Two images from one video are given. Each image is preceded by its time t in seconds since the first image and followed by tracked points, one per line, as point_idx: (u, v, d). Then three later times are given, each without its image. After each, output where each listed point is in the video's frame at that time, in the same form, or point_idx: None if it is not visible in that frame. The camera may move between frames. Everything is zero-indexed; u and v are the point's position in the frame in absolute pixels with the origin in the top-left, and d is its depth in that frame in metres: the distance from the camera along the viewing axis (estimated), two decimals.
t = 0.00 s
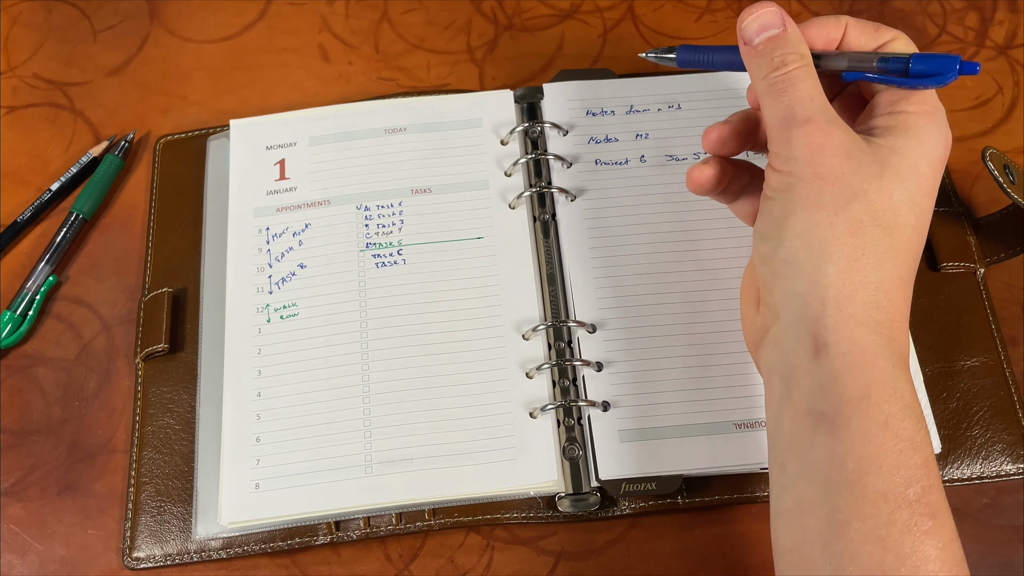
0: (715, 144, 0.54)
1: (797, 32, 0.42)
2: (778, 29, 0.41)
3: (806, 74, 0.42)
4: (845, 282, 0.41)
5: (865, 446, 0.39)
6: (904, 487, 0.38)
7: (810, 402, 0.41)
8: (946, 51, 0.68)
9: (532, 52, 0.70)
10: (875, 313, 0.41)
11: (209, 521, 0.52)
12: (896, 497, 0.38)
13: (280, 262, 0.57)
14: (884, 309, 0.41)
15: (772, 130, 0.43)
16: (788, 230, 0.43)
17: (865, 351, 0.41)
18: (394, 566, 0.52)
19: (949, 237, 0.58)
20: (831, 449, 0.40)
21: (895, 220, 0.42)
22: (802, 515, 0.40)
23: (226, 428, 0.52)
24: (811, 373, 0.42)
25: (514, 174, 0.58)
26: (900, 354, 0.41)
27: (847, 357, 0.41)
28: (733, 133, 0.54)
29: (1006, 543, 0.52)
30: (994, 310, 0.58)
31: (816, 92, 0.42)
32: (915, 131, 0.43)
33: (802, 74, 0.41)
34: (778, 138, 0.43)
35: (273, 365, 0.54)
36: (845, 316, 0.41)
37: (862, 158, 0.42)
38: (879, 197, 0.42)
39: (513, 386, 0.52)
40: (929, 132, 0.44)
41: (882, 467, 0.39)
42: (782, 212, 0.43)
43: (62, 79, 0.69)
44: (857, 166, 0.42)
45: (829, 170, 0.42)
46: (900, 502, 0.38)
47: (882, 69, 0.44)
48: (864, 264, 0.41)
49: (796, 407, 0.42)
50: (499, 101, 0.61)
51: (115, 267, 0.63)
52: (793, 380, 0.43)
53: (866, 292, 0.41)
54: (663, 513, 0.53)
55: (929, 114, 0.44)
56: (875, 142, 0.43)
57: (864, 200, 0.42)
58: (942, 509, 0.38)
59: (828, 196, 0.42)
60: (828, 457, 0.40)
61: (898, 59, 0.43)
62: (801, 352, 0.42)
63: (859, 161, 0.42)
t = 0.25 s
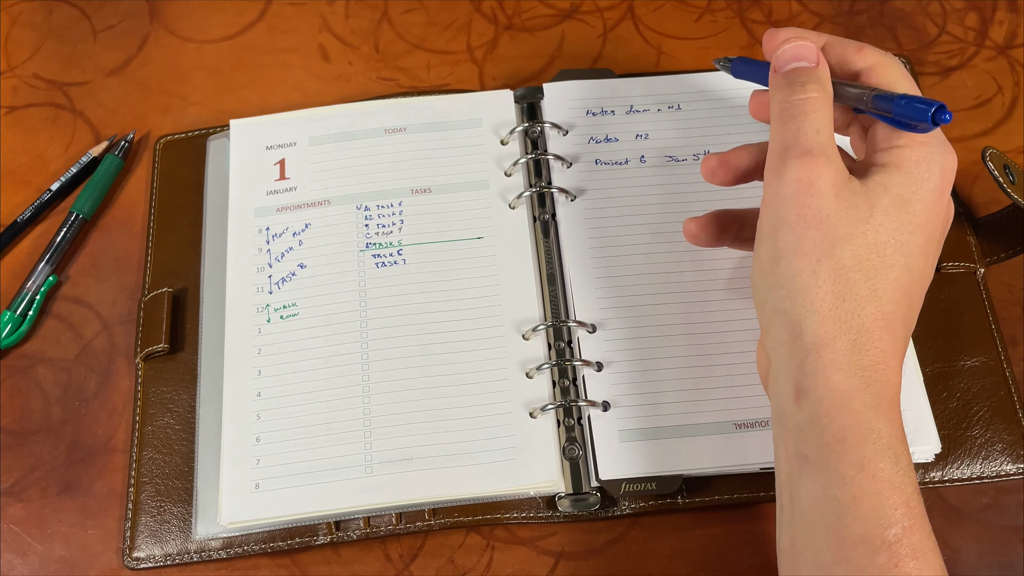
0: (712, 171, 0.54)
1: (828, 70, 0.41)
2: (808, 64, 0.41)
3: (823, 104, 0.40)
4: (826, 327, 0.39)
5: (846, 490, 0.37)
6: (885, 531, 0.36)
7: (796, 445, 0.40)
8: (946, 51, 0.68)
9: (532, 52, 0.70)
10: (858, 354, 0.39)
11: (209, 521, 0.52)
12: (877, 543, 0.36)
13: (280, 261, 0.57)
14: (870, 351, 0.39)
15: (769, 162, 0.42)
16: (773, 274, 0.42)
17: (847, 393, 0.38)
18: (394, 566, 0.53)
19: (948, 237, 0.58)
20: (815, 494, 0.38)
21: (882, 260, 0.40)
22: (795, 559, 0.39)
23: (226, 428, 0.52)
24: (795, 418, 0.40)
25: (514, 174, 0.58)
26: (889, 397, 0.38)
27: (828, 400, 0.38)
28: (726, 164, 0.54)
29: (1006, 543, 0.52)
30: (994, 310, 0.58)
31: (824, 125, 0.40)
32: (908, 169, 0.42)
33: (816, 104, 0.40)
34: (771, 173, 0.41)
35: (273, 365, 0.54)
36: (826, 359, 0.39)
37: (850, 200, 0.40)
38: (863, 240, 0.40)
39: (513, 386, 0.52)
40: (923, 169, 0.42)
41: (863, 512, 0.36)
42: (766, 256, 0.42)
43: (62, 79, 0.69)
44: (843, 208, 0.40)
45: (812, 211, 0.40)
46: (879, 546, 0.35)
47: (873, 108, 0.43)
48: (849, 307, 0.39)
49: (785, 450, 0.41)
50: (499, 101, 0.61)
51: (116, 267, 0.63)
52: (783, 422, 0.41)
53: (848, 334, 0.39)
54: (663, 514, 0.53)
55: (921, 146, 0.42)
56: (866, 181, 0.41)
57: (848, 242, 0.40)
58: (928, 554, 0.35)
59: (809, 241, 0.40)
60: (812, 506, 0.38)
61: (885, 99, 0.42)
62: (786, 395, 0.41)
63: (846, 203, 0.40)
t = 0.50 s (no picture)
0: (667, 187, 0.54)
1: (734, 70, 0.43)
2: (716, 67, 0.43)
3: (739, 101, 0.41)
4: (792, 311, 0.39)
5: (821, 471, 0.37)
6: (860, 509, 0.36)
7: (772, 429, 0.40)
8: (946, 51, 0.68)
9: (532, 52, 0.70)
10: (829, 335, 0.39)
11: (209, 521, 0.52)
12: (853, 521, 0.36)
13: (280, 262, 0.57)
14: (839, 331, 0.39)
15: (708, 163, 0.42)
16: (733, 269, 0.42)
17: (818, 375, 0.38)
18: (394, 566, 0.53)
19: (949, 237, 0.58)
20: (792, 477, 0.38)
21: (836, 238, 0.40)
22: (776, 543, 0.39)
23: (226, 429, 0.52)
24: (770, 402, 0.40)
25: (514, 174, 0.58)
26: (862, 375, 0.38)
27: (800, 383, 0.38)
28: (682, 176, 0.54)
29: (1006, 543, 0.52)
30: (994, 310, 0.58)
31: (748, 119, 0.41)
32: (850, 143, 0.42)
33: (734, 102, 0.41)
34: (712, 175, 0.42)
35: (273, 365, 0.54)
36: (796, 343, 0.39)
37: (793, 183, 0.40)
38: (816, 221, 0.40)
39: (514, 386, 0.52)
40: (865, 142, 0.42)
41: (839, 493, 0.36)
42: (724, 249, 0.42)
43: (62, 79, 0.69)
44: (785, 193, 0.40)
45: (756, 203, 0.40)
46: (855, 525, 0.36)
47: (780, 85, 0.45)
48: (807, 288, 0.39)
49: (762, 435, 0.41)
50: (499, 101, 0.61)
51: (116, 268, 0.63)
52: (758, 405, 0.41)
53: (815, 317, 0.39)
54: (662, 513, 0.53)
55: (862, 120, 0.42)
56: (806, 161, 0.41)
57: (799, 225, 0.40)
58: (905, 530, 0.36)
59: (759, 232, 0.40)
60: (790, 488, 0.38)
61: (790, 76, 0.44)
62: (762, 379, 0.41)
63: (788, 186, 0.40)
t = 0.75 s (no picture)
0: (741, 212, 0.52)
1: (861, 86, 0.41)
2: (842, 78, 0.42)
3: (849, 112, 0.39)
4: (828, 343, 0.39)
5: (844, 511, 0.37)
6: (884, 556, 0.35)
7: (794, 463, 0.39)
8: (946, 51, 0.68)
9: (532, 52, 0.70)
10: (860, 373, 0.38)
11: (209, 521, 0.52)
12: (875, 565, 0.35)
13: (280, 262, 0.57)
14: (871, 371, 0.38)
15: (785, 169, 0.41)
16: (780, 285, 0.41)
17: (846, 413, 0.38)
18: (394, 566, 0.53)
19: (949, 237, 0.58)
20: (811, 514, 0.38)
21: (894, 277, 0.39)
22: None
23: (226, 429, 0.52)
24: (793, 434, 0.40)
25: (514, 174, 0.58)
26: (890, 420, 0.38)
27: (826, 420, 0.38)
28: (759, 203, 0.52)
29: (1005, 543, 0.52)
30: (994, 310, 0.58)
31: (848, 136, 0.39)
32: (928, 183, 0.40)
33: (842, 110, 0.39)
34: (787, 182, 0.40)
35: (273, 365, 0.54)
36: (826, 376, 0.39)
37: (866, 216, 0.39)
38: (874, 256, 0.39)
39: (513, 386, 0.52)
40: (943, 186, 0.40)
41: (862, 537, 0.36)
42: (775, 266, 0.41)
43: (62, 79, 0.69)
44: (858, 224, 0.39)
45: (824, 225, 0.39)
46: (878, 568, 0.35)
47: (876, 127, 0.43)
48: (855, 321, 0.39)
49: (779, 473, 0.41)
50: (499, 101, 0.61)
51: (116, 268, 0.63)
52: (780, 439, 0.41)
53: (852, 353, 0.39)
54: (662, 514, 0.53)
55: (948, 161, 0.41)
56: (886, 195, 0.40)
57: (860, 258, 0.39)
58: None
59: (821, 255, 0.39)
60: (807, 527, 0.38)
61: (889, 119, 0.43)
62: (785, 410, 0.41)
63: (862, 217, 0.39)
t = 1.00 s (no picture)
0: (741, 350, 0.50)
1: (834, 231, 0.37)
2: (810, 222, 0.38)
3: (830, 275, 0.37)
4: (850, 528, 0.37)
5: None
6: None
7: None
8: (946, 51, 0.68)
9: (532, 52, 0.70)
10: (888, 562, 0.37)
11: (209, 521, 0.52)
12: None
13: (280, 262, 0.57)
14: (900, 556, 0.37)
15: (782, 338, 0.39)
16: (792, 464, 0.39)
17: None
18: (394, 566, 0.52)
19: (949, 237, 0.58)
20: None
21: (912, 450, 0.37)
22: None
23: (226, 429, 0.52)
24: None
25: (514, 174, 0.58)
26: None
27: None
28: (760, 340, 0.49)
29: (1006, 543, 0.52)
30: (994, 310, 0.58)
31: (833, 300, 0.37)
32: (935, 345, 0.38)
33: (827, 274, 0.37)
34: (785, 354, 0.38)
35: (273, 365, 0.54)
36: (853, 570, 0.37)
37: (871, 384, 0.37)
38: (897, 424, 0.37)
39: (513, 386, 0.52)
40: (953, 343, 0.38)
41: None
42: (788, 419, 0.39)
43: (62, 79, 0.69)
44: (863, 394, 0.37)
45: (830, 400, 0.37)
46: None
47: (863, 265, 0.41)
48: (875, 489, 0.37)
49: None
50: (499, 101, 0.61)
51: (116, 268, 0.63)
52: None
53: (875, 535, 0.37)
54: (662, 514, 0.53)
55: (951, 316, 0.39)
56: (888, 358, 0.38)
57: (871, 434, 0.37)
58: None
59: (829, 432, 0.37)
60: None
61: (869, 257, 0.40)
62: None
63: (866, 385, 0.37)
